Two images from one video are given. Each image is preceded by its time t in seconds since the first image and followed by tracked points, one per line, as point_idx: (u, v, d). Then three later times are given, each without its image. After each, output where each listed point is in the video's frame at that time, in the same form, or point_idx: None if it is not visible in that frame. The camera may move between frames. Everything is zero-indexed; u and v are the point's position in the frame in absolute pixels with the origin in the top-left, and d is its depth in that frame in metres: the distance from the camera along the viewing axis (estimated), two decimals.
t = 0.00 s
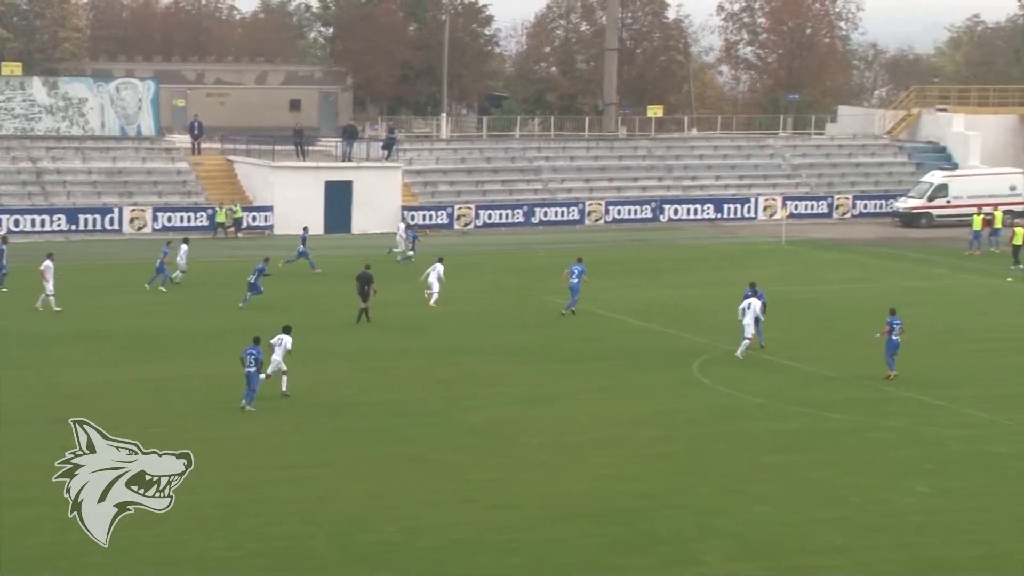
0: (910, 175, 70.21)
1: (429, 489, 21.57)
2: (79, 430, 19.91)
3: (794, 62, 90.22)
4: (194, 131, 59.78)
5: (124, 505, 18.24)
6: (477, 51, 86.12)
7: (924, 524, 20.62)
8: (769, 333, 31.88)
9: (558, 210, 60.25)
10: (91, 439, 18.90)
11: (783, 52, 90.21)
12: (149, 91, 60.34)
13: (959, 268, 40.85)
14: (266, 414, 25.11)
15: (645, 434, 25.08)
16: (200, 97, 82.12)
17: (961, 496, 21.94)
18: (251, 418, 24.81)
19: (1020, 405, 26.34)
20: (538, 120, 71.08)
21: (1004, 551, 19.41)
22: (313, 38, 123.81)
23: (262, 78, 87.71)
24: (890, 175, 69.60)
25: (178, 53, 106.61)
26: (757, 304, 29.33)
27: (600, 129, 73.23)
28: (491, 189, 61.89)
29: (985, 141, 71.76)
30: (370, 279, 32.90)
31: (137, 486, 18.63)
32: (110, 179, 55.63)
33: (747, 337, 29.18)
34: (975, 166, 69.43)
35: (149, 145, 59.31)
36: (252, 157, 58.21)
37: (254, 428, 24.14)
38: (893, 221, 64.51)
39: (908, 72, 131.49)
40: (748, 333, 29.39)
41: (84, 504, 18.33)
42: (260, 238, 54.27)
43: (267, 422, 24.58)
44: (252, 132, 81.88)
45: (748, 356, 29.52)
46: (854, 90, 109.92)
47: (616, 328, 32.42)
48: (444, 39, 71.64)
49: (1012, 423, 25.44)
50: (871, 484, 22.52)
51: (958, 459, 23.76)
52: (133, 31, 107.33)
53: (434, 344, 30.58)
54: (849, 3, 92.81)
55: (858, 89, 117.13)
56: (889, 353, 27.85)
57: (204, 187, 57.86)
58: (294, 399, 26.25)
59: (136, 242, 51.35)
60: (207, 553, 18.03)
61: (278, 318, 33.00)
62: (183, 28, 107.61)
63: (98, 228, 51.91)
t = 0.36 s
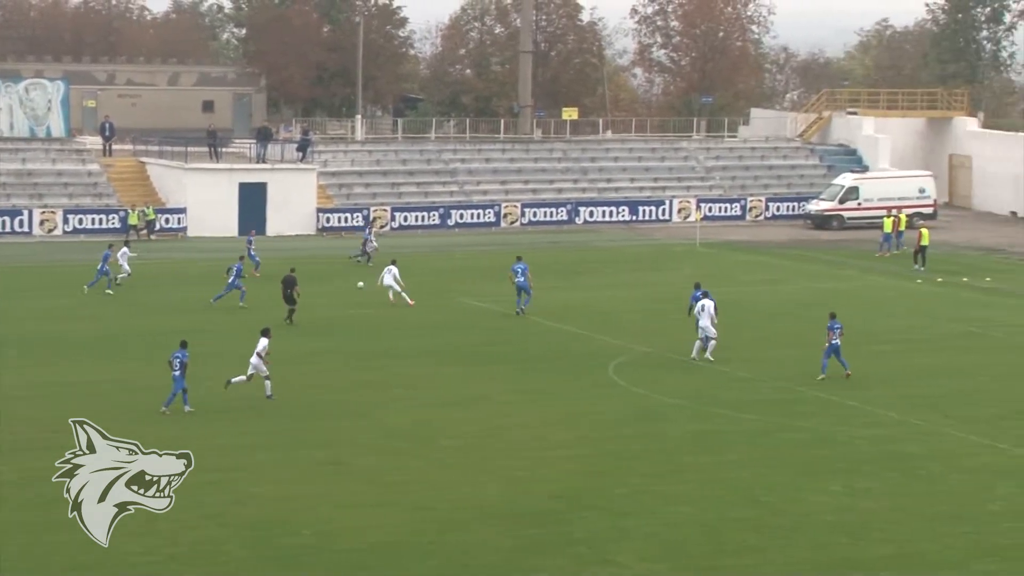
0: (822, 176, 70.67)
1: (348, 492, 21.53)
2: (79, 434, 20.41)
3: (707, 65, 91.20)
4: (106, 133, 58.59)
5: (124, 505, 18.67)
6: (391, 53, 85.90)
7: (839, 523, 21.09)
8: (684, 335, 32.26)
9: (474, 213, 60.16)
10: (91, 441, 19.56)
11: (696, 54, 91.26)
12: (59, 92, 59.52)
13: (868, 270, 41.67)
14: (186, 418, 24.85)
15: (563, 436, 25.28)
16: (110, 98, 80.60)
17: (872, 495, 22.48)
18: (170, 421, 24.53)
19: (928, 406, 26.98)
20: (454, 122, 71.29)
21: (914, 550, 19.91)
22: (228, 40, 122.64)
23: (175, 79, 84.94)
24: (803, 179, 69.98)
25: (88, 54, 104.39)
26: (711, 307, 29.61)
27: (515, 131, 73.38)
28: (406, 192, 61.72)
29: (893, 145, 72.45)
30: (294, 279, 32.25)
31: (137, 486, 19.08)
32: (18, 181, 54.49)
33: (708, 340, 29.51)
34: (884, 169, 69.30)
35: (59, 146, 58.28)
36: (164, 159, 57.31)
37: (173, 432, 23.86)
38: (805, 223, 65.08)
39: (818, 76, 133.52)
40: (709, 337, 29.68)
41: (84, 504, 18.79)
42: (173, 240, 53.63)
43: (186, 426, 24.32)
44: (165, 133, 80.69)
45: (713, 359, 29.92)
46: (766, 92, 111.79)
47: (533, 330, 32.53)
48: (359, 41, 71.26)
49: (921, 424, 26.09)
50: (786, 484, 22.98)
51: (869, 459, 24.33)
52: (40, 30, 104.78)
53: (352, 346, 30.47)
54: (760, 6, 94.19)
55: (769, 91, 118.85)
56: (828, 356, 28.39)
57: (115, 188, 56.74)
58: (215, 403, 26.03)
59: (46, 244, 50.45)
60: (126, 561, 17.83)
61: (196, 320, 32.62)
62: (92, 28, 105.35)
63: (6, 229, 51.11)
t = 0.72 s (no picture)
0: (760, 177, 70.97)
1: (284, 494, 21.36)
2: (79, 426, 18.42)
3: (646, 66, 91.46)
4: (40, 133, 58.14)
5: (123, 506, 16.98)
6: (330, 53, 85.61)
7: (777, 523, 21.17)
8: (623, 335, 32.29)
9: (413, 213, 60.07)
10: (91, 436, 17.35)
11: (635, 55, 91.29)
12: None
13: (805, 270, 41.92)
14: (121, 420, 24.60)
15: (501, 437, 25.23)
16: (46, 98, 79.29)
17: (807, 495, 22.60)
18: (137, 422, 24.51)
19: (865, 405, 27.16)
20: (393, 122, 71.19)
21: (851, 549, 20.02)
22: (165, 40, 121.72)
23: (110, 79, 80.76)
24: (740, 179, 70.33)
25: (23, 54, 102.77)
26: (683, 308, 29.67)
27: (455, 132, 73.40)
28: (345, 192, 61.56)
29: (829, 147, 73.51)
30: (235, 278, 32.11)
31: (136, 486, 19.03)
32: None
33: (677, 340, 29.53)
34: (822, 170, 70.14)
35: None
36: (101, 159, 56.90)
37: (140, 433, 23.86)
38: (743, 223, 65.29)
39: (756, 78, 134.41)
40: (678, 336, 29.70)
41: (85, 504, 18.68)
42: (111, 241, 53.27)
43: (122, 428, 24.08)
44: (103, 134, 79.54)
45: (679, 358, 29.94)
46: (704, 97, 112.47)
47: (472, 331, 32.47)
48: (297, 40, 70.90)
49: (857, 423, 26.25)
50: (725, 484, 23.06)
51: (807, 459, 24.46)
52: None
53: (290, 347, 30.28)
54: (699, 7, 94.63)
55: (708, 92, 119.55)
56: (795, 353, 28.50)
57: (51, 188, 56.36)
58: (153, 405, 25.79)
59: None
60: (63, 566, 17.61)
61: (134, 321, 32.30)
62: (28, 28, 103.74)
63: None
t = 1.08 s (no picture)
0: (705, 177, 70.91)
1: (223, 499, 21.10)
2: (78, 431, 19.93)
3: (590, 65, 91.85)
4: None
5: (123, 505, 18.44)
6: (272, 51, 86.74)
7: (721, 524, 21.04)
8: (567, 336, 32.17)
9: (356, 213, 59.74)
10: (91, 440, 19.11)
11: (579, 55, 91.79)
12: None
13: (749, 270, 41.97)
14: (58, 423, 24.26)
15: (444, 438, 25.03)
16: None
17: (751, 496, 22.50)
18: (100, 424, 24.40)
19: (808, 406, 27.12)
20: (336, 122, 70.96)
21: (796, 548, 19.90)
22: (103, 37, 120.82)
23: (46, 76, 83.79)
24: (685, 179, 70.25)
25: None
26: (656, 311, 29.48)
27: (398, 131, 73.17)
28: (287, 192, 61.24)
29: (772, 146, 73.47)
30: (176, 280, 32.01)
31: (137, 486, 18.83)
32: None
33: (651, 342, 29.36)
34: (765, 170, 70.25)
35: None
36: (40, 159, 56.70)
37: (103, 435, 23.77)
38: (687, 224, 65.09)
39: (700, 78, 135.01)
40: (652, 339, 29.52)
41: (84, 504, 18.60)
42: (48, 242, 52.86)
43: (59, 430, 23.75)
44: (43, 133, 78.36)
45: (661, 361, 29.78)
46: (649, 92, 112.98)
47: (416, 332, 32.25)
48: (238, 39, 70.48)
49: (801, 424, 26.20)
50: (669, 485, 22.93)
51: (751, 460, 24.36)
52: None
53: (232, 349, 29.97)
54: (643, 7, 95.08)
55: (653, 91, 120.14)
56: (767, 357, 28.36)
57: None
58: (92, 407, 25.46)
59: None
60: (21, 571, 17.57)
61: (73, 322, 31.93)
62: None
63: None
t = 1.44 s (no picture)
0: (655, 177, 70.80)
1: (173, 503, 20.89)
2: (79, 429, 19.43)
3: (540, 65, 93.19)
4: None
5: (123, 505, 18.06)
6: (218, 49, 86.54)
7: (672, 524, 20.86)
8: (517, 337, 32.04)
9: (304, 213, 59.81)
10: (92, 438, 18.60)
11: (529, 54, 93.13)
12: None
13: (700, 271, 41.97)
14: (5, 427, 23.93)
15: (392, 440, 24.82)
16: None
17: (702, 496, 22.32)
18: (54, 427, 24.05)
19: (759, 407, 27.04)
20: (283, 121, 70.50)
21: (748, 549, 19.76)
22: (46, 36, 120.07)
23: None
24: (635, 179, 70.08)
25: None
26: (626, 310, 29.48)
27: (347, 130, 72.99)
28: (234, 191, 61.03)
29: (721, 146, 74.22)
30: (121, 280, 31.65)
31: (137, 486, 18.44)
32: None
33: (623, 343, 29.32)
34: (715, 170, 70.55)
35: None
36: None
37: (56, 438, 23.43)
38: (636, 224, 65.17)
39: (650, 76, 135.75)
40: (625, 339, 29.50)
41: (84, 504, 18.23)
42: None
43: (6, 434, 23.46)
44: None
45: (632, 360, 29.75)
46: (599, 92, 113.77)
47: (363, 333, 32.03)
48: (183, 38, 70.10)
49: (751, 424, 26.12)
50: (620, 486, 22.76)
51: (703, 460, 24.22)
52: None
53: (182, 351, 29.66)
54: (592, 6, 95.69)
55: (604, 91, 120.80)
56: (735, 356, 28.39)
57: None
58: (40, 408, 25.20)
59: None
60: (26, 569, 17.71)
61: (22, 325, 31.48)
62: None
63: None
